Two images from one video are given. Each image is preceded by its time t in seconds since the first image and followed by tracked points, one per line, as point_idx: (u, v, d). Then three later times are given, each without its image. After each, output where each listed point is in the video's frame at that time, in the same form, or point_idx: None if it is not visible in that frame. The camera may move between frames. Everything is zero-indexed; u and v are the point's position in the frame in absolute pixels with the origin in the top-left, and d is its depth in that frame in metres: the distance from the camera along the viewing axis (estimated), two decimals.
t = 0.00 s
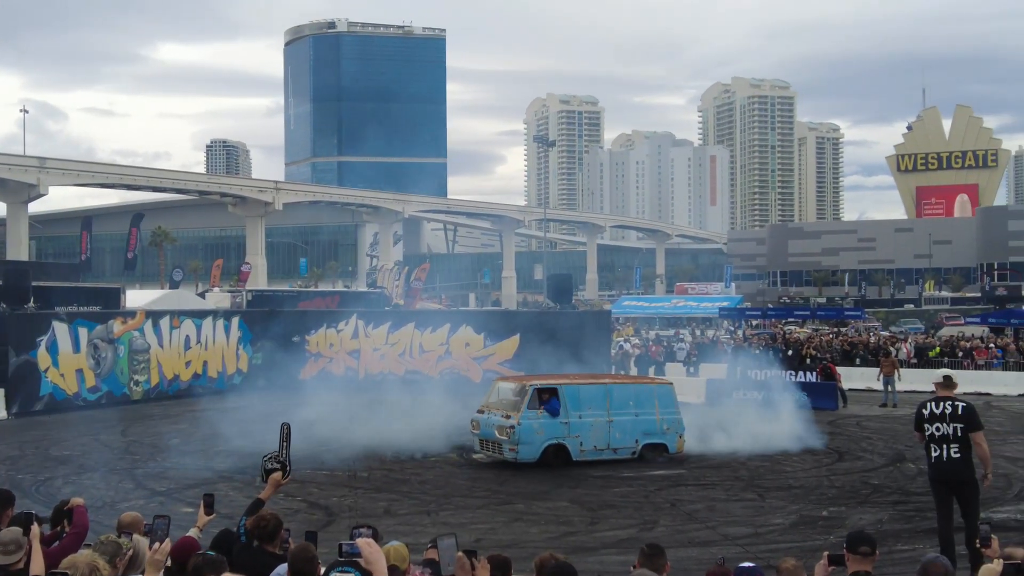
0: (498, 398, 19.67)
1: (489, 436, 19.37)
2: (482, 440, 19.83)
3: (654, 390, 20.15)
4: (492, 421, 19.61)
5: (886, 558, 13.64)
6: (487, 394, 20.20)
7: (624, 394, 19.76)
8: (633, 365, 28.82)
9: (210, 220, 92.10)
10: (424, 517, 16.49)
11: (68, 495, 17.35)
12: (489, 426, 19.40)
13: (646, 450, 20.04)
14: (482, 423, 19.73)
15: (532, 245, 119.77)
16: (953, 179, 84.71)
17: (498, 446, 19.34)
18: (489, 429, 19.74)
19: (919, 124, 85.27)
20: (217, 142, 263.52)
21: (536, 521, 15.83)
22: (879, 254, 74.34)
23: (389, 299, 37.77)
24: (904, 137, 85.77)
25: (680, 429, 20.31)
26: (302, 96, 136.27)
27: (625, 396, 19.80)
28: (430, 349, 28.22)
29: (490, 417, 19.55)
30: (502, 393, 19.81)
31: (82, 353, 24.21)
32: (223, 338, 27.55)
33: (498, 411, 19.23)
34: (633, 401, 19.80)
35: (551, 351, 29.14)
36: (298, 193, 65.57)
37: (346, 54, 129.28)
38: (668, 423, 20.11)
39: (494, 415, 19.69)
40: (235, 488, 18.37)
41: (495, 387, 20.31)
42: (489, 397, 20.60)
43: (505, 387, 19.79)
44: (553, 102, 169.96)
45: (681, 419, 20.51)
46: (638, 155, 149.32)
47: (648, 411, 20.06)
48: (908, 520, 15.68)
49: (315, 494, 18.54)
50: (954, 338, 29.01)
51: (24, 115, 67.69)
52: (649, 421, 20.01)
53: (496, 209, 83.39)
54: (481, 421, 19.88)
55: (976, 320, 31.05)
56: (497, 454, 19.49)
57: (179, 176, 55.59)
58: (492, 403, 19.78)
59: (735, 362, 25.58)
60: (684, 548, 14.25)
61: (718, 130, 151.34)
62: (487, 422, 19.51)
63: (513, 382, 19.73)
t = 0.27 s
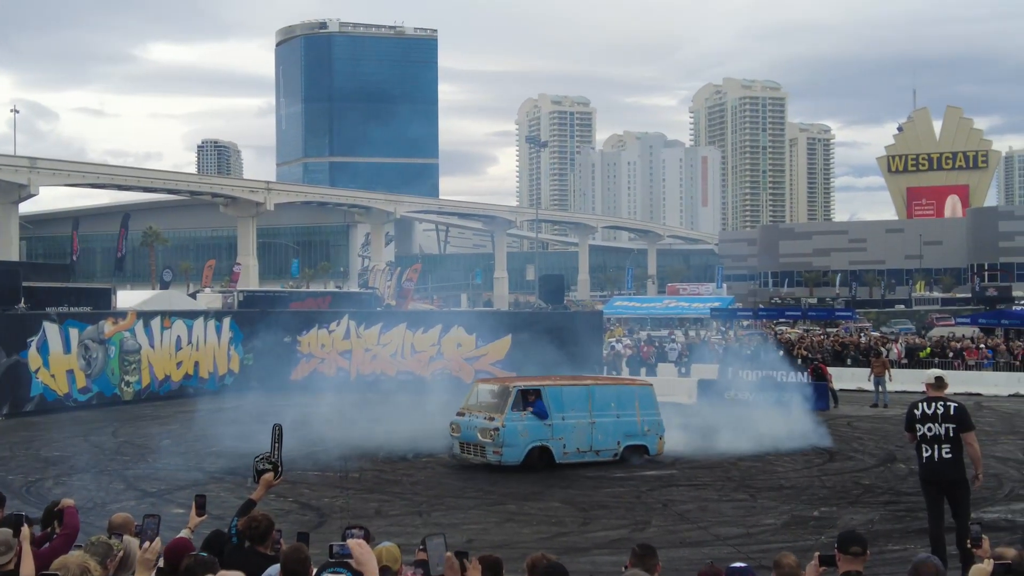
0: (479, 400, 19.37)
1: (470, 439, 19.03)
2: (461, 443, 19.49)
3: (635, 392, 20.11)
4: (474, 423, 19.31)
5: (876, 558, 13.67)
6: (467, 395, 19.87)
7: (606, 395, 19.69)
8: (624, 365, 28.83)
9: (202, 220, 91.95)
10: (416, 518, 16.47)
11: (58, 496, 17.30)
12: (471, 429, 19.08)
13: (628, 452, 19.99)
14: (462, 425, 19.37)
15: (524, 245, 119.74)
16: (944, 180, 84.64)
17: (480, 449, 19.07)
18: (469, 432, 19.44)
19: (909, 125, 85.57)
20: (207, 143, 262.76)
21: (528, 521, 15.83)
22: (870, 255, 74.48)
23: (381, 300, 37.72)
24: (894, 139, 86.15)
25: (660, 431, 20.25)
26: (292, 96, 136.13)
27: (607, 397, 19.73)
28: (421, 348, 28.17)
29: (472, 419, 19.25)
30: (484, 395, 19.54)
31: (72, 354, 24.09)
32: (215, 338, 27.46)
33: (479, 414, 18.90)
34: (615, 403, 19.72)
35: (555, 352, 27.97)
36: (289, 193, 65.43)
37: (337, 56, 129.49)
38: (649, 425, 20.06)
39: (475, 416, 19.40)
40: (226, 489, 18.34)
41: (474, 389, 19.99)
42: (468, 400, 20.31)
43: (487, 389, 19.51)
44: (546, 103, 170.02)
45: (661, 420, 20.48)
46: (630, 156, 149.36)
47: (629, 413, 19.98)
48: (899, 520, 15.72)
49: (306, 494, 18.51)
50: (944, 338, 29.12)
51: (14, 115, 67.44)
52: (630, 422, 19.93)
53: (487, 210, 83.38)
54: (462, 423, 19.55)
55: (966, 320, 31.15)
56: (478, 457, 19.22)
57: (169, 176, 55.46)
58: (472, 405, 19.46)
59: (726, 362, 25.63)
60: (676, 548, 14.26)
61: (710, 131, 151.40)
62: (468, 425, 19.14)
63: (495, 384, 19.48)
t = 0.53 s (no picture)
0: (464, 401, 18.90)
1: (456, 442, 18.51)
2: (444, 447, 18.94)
3: (618, 393, 20.04)
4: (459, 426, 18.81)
5: (872, 558, 13.68)
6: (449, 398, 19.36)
7: (591, 397, 19.56)
8: (620, 365, 28.81)
9: (197, 220, 91.84)
10: (412, 518, 16.46)
11: (53, 496, 17.27)
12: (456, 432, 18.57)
13: (613, 454, 19.89)
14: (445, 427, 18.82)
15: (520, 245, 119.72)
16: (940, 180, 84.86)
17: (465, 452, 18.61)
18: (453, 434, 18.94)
19: (905, 125, 85.66)
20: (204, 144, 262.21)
21: (523, 522, 15.82)
22: (865, 255, 74.53)
23: (377, 300, 37.72)
24: (890, 139, 86.20)
25: (642, 432, 20.25)
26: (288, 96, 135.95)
27: (592, 399, 19.59)
28: (417, 349, 27.71)
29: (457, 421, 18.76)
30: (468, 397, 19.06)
31: (67, 354, 24.03)
32: (210, 338, 27.47)
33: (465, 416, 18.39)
34: (599, 404, 19.58)
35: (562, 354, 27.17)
36: (285, 193, 65.35)
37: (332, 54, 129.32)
38: (632, 426, 20.01)
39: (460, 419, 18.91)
40: (222, 490, 18.34)
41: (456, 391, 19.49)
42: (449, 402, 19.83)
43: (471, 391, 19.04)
44: (541, 103, 170.07)
45: (644, 423, 20.44)
46: (626, 156, 149.30)
47: (612, 414, 19.87)
48: (895, 520, 15.72)
49: (302, 495, 18.50)
50: (940, 339, 29.09)
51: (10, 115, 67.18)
52: (614, 424, 19.82)
53: (483, 210, 83.41)
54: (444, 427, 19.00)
55: (960, 320, 31.21)
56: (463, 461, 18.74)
57: (165, 177, 55.38)
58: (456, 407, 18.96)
59: (722, 359, 25.43)
60: (672, 548, 14.26)
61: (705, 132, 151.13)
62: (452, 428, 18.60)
63: (479, 386, 19.01)
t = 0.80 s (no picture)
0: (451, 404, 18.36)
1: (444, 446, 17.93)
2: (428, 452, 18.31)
3: (601, 394, 19.98)
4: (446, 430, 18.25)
5: (869, 558, 13.70)
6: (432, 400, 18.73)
7: (578, 398, 19.41)
8: (617, 365, 28.73)
9: (194, 220, 91.69)
10: (409, 518, 16.46)
11: (50, 497, 17.23)
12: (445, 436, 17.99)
13: (597, 455, 19.78)
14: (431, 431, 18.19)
15: (517, 245, 119.68)
16: (936, 180, 84.91)
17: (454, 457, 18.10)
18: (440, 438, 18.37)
19: (901, 125, 85.76)
20: (201, 144, 261.70)
21: (520, 521, 15.82)
22: (861, 256, 74.51)
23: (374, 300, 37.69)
24: (887, 139, 86.32)
25: (624, 432, 20.20)
26: (284, 96, 135.79)
27: (578, 400, 19.45)
28: (414, 350, 27.60)
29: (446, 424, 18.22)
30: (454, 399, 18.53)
31: (64, 354, 23.96)
32: (207, 339, 27.47)
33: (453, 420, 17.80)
34: (586, 406, 19.45)
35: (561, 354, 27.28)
36: (283, 194, 65.23)
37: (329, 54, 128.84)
38: (614, 427, 19.95)
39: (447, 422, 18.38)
40: (218, 490, 18.32)
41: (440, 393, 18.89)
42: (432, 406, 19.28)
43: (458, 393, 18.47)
44: (538, 103, 170.09)
45: (626, 424, 20.41)
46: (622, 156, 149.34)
47: (596, 416, 19.76)
48: (891, 520, 15.75)
49: (299, 495, 18.49)
50: (936, 339, 29.11)
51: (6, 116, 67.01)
52: (598, 426, 19.76)
53: (480, 210, 83.39)
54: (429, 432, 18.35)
55: (956, 321, 31.27)
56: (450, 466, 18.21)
57: (162, 177, 55.30)
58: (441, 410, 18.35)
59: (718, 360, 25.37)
60: (669, 548, 14.26)
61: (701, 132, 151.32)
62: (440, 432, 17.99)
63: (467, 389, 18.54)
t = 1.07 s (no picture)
0: (441, 407, 17.63)
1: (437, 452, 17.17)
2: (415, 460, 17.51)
3: (587, 396, 19.67)
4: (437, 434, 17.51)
5: (866, 558, 13.69)
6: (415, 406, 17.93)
7: (567, 401, 19.06)
8: (614, 365, 28.64)
9: (192, 220, 91.71)
10: (407, 518, 16.46)
11: (48, 497, 17.23)
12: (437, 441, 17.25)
13: (583, 458, 19.51)
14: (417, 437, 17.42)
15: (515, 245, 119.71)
16: (934, 181, 84.92)
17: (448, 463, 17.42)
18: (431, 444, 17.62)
19: (900, 125, 85.86)
20: (198, 144, 261.67)
21: (518, 522, 15.83)
22: (860, 256, 74.54)
23: (371, 301, 37.68)
24: (885, 140, 86.44)
25: (607, 434, 20.01)
26: (283, 96, 135.73)
27: (567, 403, 19.08)
28: (412, 350, 27.17)
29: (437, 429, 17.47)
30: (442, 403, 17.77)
31: (62, 355, 23.92)
32: (205, 339, 27.51)
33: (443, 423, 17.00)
34: (574, 409, 19.13)
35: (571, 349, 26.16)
36: (280, 194, 65.24)
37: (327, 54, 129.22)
38: (599, 429, 19.71)
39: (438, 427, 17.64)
40: (216, 490, 18.32)
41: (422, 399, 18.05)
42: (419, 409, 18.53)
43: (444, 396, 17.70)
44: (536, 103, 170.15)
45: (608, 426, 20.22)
46: (620, 156, 149.32)
47: (582, 418, 19.42)
48: (889, 520, 15.75)
49: (297, 496, 18.48)
50: (934, 339, 29.14)
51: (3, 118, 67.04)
52: (584, 429, 19.45)
53: (478, 210, 83.44)
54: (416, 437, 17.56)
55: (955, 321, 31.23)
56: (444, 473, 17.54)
57: (159, 177, 55.30)
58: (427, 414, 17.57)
59: (715, 361, 25.47)
60: (666, 548, 14.27)
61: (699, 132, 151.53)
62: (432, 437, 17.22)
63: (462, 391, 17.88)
